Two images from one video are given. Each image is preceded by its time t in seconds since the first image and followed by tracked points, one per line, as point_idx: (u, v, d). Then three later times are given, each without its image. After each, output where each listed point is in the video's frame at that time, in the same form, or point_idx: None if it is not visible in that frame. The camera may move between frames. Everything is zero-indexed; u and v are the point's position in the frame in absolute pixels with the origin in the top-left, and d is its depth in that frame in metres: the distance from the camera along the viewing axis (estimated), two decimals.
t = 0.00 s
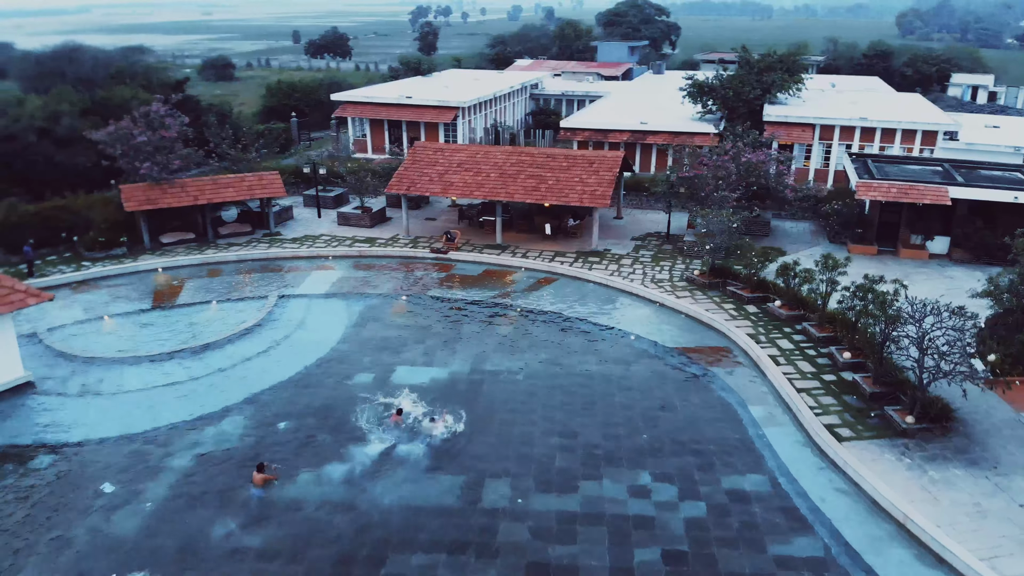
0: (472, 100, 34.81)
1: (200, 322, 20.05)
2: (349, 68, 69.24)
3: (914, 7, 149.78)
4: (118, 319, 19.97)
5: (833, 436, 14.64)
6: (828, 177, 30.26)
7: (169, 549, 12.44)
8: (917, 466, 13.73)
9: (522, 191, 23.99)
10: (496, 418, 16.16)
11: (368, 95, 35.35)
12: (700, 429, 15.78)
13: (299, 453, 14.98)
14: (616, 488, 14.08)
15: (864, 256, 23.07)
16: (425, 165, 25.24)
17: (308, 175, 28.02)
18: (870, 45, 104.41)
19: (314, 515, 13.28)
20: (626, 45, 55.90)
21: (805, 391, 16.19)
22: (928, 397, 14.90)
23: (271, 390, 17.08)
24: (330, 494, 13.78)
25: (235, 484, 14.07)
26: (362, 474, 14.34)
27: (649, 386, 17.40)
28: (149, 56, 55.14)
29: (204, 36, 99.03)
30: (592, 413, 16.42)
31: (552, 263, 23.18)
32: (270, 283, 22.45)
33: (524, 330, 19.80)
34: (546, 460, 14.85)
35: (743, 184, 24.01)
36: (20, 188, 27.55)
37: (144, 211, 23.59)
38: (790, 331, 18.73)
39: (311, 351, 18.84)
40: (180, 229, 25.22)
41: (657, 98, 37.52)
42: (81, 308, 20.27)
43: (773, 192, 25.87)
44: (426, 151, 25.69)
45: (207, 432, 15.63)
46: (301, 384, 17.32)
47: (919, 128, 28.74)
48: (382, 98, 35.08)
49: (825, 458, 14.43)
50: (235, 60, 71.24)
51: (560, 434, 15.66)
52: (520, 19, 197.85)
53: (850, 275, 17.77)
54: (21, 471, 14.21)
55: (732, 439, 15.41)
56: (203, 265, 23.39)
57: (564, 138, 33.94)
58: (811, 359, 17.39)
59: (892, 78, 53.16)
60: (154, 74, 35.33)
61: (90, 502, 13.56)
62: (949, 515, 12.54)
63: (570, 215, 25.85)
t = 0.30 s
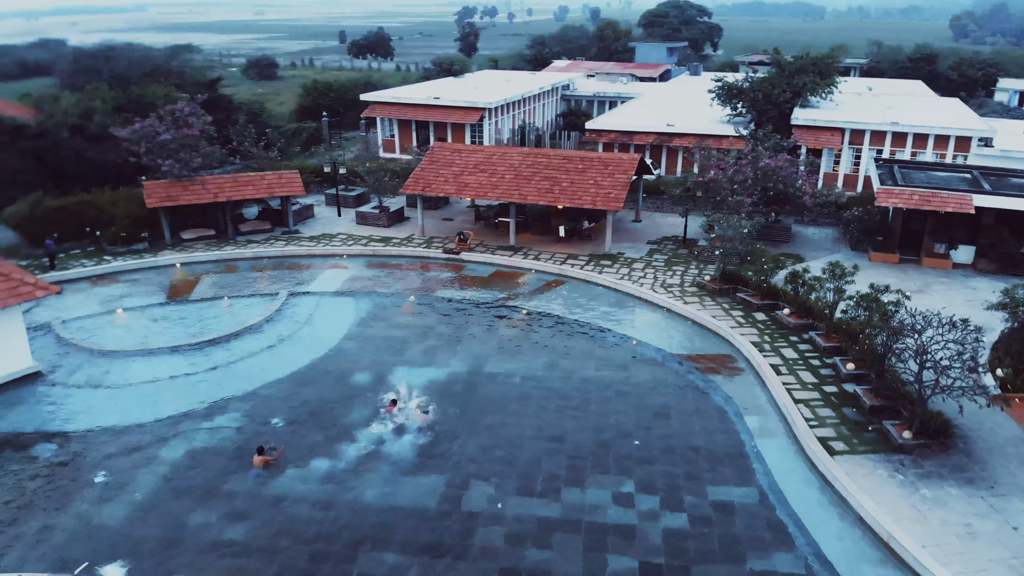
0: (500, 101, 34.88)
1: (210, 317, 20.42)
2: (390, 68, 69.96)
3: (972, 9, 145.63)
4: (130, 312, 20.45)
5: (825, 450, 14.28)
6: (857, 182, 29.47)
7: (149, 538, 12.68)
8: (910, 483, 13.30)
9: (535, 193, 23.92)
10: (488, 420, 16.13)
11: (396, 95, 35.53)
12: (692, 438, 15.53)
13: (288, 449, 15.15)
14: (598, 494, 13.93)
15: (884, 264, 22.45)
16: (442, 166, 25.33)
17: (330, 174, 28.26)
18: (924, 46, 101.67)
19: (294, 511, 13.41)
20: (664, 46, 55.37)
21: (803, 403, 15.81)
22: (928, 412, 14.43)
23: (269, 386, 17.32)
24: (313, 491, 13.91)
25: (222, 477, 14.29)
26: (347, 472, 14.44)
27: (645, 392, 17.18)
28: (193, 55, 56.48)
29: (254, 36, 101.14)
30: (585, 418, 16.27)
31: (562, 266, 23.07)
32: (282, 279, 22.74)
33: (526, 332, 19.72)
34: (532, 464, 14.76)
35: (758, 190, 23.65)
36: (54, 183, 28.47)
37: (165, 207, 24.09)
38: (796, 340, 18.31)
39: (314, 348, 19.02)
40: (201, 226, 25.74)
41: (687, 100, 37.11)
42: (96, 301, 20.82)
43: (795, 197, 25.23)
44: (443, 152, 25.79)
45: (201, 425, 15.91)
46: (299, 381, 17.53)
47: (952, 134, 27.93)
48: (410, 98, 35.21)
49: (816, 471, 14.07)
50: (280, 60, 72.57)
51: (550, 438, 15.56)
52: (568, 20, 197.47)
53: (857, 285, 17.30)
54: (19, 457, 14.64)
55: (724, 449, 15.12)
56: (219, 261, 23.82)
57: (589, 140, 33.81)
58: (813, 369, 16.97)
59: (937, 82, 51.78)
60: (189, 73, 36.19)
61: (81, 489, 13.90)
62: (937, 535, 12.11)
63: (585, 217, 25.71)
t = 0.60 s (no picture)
0: (530, 103, 34.90)
1: (223, 312, 20.80)
2: (435, 69, 70.49)
3: None
4: (147, 306, 20.95)
5: (818, 466, 13.86)
6: (892, 190, 28.57)
7: (132, 528, 12.94)
8: (902, 504, 12.82)
9: (551, 196, 23.83)
10: (480, 423, 16.09)
11: (428, 96, 35.99)
12: (685, 449, 15.24)
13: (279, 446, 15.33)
14: (581, 503, 13.75)
15: (909, 275, 21.78)
16: (461, 167, 25.40)
17: (354, 173, 28.51)
18: (987, 48, 98.16)
19: (277, 508, 13.56)
20: (708, 48, 54.61)
21: (802, 416, 15.39)
22: (928, 430, 13.91)
23: (270, 382, 17.55)
24: (298, 489, 14.05)
25: (212, 471, 14.53)
26: (334, 471, 14.55)
27: (644, 400, 16.92)
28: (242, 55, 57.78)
29: (306, 37, 102.80)
30: (579, 424, 16.10)
31: (576, 270, 22.90)
32: (298, 276, 23.03)
33: (531, 336, 19.62)
34: (519, 470, 14.67)
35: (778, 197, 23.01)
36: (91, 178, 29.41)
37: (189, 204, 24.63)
38: (805, 351, 17.83)
39: (320, 345, 19.21)
40: (226, 223, 26.24)
41: (722, 103, 36.55)
42: (116, 294, 21.39)
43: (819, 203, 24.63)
44: (463, 154, 25.86)
45: (199, 419, 16.21)
46: (300, 378, 17.74)
47: (991, 142, 26.92)
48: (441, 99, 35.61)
49: (806, 488, 13.67)
50: (329, 60, 73.74)
51: (540, 444, 15.45)
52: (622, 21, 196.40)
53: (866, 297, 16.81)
54: (22, 443, 15.08)
55: (717, 461, 14.80)
56: (240, 257, 24.25)
57: (618, 143, 33.57)
58: (818, 382, 16.51)
59: (990, 87, 50.04)
60: (228, 73, 37.00)
61: (76, 478, 14.24)
62: (923, 559, 11.63)
63: (604, 221, 25.50)
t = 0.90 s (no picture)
0: (560, 104, 34.83)
1: (237, 308, 21.18)
2: (480, 69, 70.74)
3: None
4: (165, 300, 21.46)
5: (809, 481, 13.45)
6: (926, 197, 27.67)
7: (119, 517, 13.22)
8: (891, 524, 12.36)
9: (568, 198, 23.70)
10: (473, 425, 16.03)
11: (460, 96, 36.27)
12: (676, 459, 14.94)
13: (272, 442, 15.52)
14: (563, 511, 13.58)
15: (934, 286, 21.04)
16: (480, 168, 25.44)
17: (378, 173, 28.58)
18: None
19: (261, 503, 13.72)
20: (753, 49, 53.60)
21: (800, 429, 14.96)
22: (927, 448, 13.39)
23: (272, 378, 17.80)
24: (283, 485, 14.19)
25: (203, 464, 14.78)
26: (321, 469, 14.66)
27: (641, 407, 16.67)
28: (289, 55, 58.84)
29: (359, 38, 104.08)
30: (572, 429, 15.92)
31: (590, 273, 22.74)
32: (314, 274, 23.31)
33: (536, 339, 19.51)
34: (505, 474, 14.57)
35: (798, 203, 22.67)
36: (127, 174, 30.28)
37: (215, 201, 25.14)
38: (812, 362, 17.36)
39: (326, 342, 19.42)
40: (251, 220, 26.71)
41: (758, 106, 35.87)
42: (137, 288, 21.96)
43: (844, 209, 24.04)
44: (484, 155, 25.90)
45: (199, 412, 16.52)
46: (302, 376, 17.93)
47: None
48: (473, 100, 35.78)
49: (794, 503, 13.28)
50: (376, 60, 74.61)
51: (531, 448, 15.32)
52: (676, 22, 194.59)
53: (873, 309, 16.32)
54: (28, 430, 15.55)
55: (707, 473, 14.47)
56: (260, 254, 24.65)
57: (648, 145, 33.21)
58: (820, 395, 16.06)
59: None
60: (267, 72, 37.73)
61: (74, 466, 14.62)
62: None
63: (624, 225, 25.28)
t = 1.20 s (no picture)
0: (593, 105, 34.66)
1: (252, 304, 21.55)
2: (526, 69, 70.75)
3: None
4: (185, 295, 21.97)
5: (797, 496, 13.07)
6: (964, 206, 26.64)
7: (109, 505, 13.52)
8: (877, 545, 11.92)
9: (585, 201, 23.54)
10: (465, 428, 15.98)
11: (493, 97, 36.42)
12: (667, 470, 14.62)
13: (267, 437, 15.70)
14: (545, 517, 13.43)
15: (961, 298, 20.27)
16: (501, 170, 25.46)
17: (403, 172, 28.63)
18: None
19: (246, 497, 13.87)
20: (801, 51, 52.45)
21: (796, 442, 14.55)
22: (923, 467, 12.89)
23: (276, 374, 18.04)
24: (270, 480, 14.33)
25: (198, 456, 15.04)
26: (310, 466, 14.76)
27: (639, 415, 16.41)
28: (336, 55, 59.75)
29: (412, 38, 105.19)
30: (566, 435, 15.73)
31: (604, 277, 22.53)
32: (331, 271, 23.57)
33: (542, 342, 19.37)
34: (491, 477, 14.46)
35: (820, 209, 22.00)
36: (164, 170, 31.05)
37: (241, 198, 25.54)
38: (818, 373, 16.88)
39: (333, 339, 19.62)
40: (277, 217, 27.09)
41: (796, 109, 35.07)
42: (158, 283, 22.54)
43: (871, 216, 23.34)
44: (505, 156, 25.91)
45: (201, 403, 16.81)
46: (305, 372, 18.12)
47: None
48: (506, 100, 35.88)
49: (780, 519, 12.91)
50: (424, 60, 75.23)
51: (521, 452, 15.19)
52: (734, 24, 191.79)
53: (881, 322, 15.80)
54: (36, 417, 16.03)
55: (697, 484, 14.14)
56: (281, 250, 25.00)
57: (680, 147, 32.72)
58: (822, 408, 15.62)
59: None
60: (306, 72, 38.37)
61: (74, 452, 15.02)
62: None
63: (644, 227, 25.00)
